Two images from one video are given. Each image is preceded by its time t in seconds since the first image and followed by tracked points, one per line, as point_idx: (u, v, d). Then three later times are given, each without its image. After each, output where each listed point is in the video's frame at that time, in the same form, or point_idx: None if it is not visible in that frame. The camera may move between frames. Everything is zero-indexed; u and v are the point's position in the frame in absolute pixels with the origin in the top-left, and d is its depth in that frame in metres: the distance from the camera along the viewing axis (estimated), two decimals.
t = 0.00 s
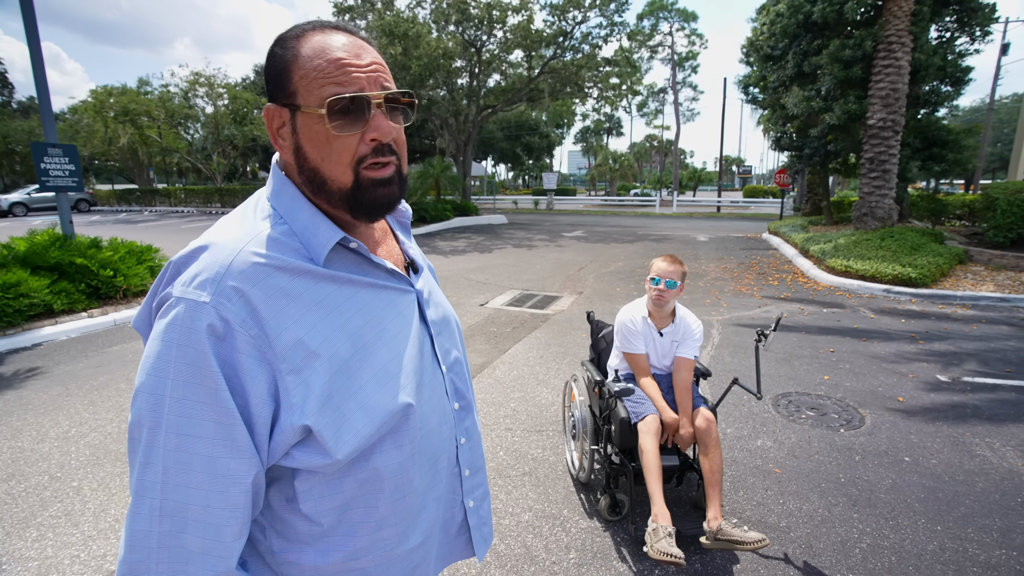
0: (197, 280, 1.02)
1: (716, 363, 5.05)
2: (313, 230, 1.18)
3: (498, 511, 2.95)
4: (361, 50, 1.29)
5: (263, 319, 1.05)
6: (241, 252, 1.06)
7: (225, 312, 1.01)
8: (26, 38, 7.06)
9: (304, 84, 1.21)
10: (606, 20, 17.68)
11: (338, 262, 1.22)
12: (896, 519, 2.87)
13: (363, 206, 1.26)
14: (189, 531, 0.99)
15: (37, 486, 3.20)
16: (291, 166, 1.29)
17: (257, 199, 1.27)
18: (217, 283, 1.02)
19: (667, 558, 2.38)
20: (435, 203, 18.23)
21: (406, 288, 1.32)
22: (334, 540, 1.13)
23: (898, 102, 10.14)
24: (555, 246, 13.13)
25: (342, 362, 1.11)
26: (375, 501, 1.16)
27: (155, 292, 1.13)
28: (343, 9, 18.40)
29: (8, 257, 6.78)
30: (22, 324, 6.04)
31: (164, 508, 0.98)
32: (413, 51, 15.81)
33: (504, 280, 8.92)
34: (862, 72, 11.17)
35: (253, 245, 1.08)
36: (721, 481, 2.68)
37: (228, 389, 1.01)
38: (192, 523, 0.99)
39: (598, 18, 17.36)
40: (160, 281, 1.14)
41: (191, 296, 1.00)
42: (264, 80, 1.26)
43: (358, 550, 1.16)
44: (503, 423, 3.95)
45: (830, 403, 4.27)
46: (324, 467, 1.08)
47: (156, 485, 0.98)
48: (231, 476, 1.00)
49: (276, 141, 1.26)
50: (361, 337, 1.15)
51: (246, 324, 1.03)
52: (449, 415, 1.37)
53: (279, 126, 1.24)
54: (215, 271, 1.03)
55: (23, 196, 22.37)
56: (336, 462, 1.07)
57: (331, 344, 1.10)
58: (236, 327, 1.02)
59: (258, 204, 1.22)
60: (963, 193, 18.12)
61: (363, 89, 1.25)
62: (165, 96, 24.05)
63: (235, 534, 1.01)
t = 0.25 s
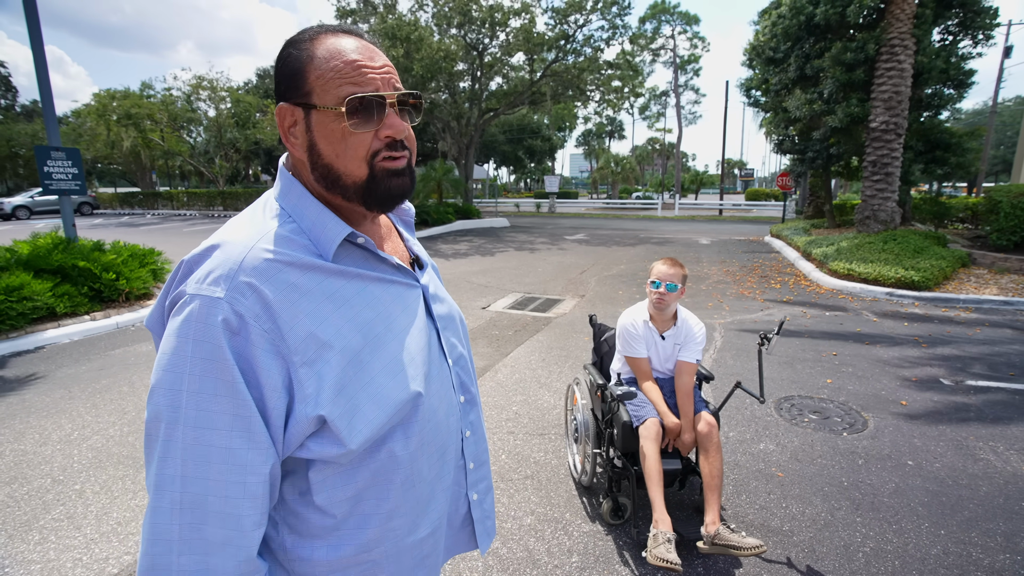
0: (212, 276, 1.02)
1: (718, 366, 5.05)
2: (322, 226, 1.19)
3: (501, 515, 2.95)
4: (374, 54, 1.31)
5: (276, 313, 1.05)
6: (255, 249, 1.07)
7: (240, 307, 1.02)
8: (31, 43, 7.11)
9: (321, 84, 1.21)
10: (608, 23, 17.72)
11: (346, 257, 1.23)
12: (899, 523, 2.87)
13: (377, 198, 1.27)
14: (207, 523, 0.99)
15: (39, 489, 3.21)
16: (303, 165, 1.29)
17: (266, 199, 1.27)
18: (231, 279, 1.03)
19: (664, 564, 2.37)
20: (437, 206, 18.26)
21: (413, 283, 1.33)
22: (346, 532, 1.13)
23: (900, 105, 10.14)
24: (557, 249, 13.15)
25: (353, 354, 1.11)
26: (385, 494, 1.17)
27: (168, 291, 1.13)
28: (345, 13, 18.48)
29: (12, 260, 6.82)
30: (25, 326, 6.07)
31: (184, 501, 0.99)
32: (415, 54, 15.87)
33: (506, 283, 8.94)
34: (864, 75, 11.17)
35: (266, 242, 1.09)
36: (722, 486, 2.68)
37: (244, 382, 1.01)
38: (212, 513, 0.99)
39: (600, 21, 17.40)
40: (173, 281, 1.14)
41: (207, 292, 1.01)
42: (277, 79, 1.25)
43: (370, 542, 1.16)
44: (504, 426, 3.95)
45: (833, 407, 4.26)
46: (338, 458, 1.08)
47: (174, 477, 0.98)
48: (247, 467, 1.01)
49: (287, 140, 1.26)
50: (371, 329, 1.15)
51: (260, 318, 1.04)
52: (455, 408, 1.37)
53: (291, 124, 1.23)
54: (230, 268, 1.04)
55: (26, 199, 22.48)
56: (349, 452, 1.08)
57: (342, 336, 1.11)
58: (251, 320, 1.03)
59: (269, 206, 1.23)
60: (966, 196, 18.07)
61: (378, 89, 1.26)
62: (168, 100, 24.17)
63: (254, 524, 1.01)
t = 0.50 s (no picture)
0: (214, 273, 1.02)
1: (717, 365, 5.05)
2: (321, 226, 1.18)
3: (500, 514, 2.94)
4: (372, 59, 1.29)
5: (277, 308, 1.05)
6: (257, 245, 1.07)
7: (242, 302, 1.02)
8: (31, 41, 7.10)
9: (314, 87, 1.22)
10: (607, 23, 17.72)
11: (346, 256, 1.22)
12: (898, 523, 2.86)
13: (362, 210, 1.25)
14: (208, 517, 0.98)
15: (38, 489, 3.20)
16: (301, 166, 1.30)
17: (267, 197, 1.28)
18: (233, 274, 1.02)
19: (667, 568, 2.37)
20: (436, 205, 18.25)
21: (412, 283, 1.32)
22: (345, 528, 1.13)
23: (900, 105, 10.13)
24: (557, 248, 13.14)
25: (354, 351, 1.11)
26: (384, 491, 1.16)
27: (170, 288, 1.13)
28: (345, 12, 18.46)
29: (10, 260, 6.80)
30: (24, 325, 6.06)
31: (186, 495, 0.98)
32: (415, 53, 15.84)
33: (505, 283, 8.93)
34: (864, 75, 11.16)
35: (267, 240, 1.09)
36: (722, 486, 2.67)
37: (245, 376, 1.01)
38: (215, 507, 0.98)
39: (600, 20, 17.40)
40: (176, 278, 1.14)
41: (210, 287, 1.00)
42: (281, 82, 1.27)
43: (370, 540, 1.15)
44: (504, 425, 3.94)
45: (832, 406, 4.26)
46: (337, 454, 1.08)
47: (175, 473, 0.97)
48: (248, 462, 1.00)
49: (287, 140, 1.27)
50: (370, 327, 1.15)
51: (261, 313, 1.03)
52: (454, 407, 1.37)
53: (292, 125, 1.25)
54: (232, 263, 1.03)
55: (25, 199, 22.46)
56: (348, 449, 1.07)
57: (342, 333, 1.10)
58: (252, 316, 1.02)
59: (270, 204, 1.23)
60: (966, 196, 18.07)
61: (369, 95, 1.24)
62: (168, 99, 24.15)
63: (257, 517, 1.00)
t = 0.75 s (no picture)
0: (211, 264, 1.03)
1: (717, 365, 5.05)
2: (323, 222, 1.18)
3: (500, 515, 2.94)
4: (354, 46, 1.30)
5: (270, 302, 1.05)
6: (254, 240, 1.07)
7: (235, 295, 1.02)
8: (28, 41, 7.08)
9: (305, 79, 1.22)
10: (607, 22, 17.71)
11: (347, 253, 1.22)
12: (897, 523, 2.86)
13: (367, 190, 1.25)
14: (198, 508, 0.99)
15: (37, 489, 3.20)
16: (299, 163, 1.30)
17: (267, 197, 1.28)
18: (228, 268, 1.03)
19: (664, 570, 2.36)
20: (435, 205, 18.23)
21: (412, 281, 1.32)
22: (337, 524, 1.13)
23: (899, 105, 10.14)
24: (556, 248, 13.14)
25: (349, 346, 1.11)
26: (378, 488, 1.16)
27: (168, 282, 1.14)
28: (344, 11, 18.44)
29: (9, 260, 6.79)
30: (22, 326, 6.05)
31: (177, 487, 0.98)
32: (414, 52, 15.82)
33: (505, 283, 8.93)
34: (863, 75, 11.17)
35: (264, 233, 1.09)
36: (722, 486, 2.67)
37: (232, 368, 1.01)
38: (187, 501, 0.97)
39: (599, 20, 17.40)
40: (175, 272, 1.15)
41: (205, 280, 1.01)
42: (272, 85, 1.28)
43: (362, 535, 1.15)
44: (503, 425, 3.94)
45: (831, 406, 4.26)
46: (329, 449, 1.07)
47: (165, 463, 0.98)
48: (237, 454, 1.00)
49: (284, 139, 1.27)
50: (366, 324, 1.15)
51: (254, 306, 1.04)
52: (453, 406, 1.36)
53: (287, 123, 1.26)
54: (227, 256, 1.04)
55: (24, 199, 22.42)
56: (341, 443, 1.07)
57: (336, 328, 1.10)
58: (245, 308, 1.03)
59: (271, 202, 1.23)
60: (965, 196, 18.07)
61: (357, 77, 1.25)
62: (167, 98, 24.11)
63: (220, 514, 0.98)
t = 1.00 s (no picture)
0: (203, 272, 1.03)
1: (717, 365, 5.05)
2: (316, 227, 1.17)
3: (499, 514, 2.94)
4: (373, 60, 1.28)
5: (263, 308, 1.04)
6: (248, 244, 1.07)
7: (227, 302, 1.02)
8: (29, 40, 7.08)
9: (313, 87, 1.22)
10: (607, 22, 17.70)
11: (341, 256, 1.21)
12: (898, 523, 2.86)
13: (355, 213, 1.24)
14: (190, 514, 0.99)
15: (37, 488, 3.20)
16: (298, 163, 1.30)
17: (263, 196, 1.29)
18: (220, 275, 1.03)
19: (663, 568, 2.36)
20: (436, 205, 18.22)
21: (410, 284, 1.31)
22: (333, 527, 1.13)
23: (900, 104, 10.13)
24: (556, 248, 13.13)
25: (345, 353, 1.10)
26: (374, 491, 1.15)
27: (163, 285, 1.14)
28: (344, 11, 18.42)
29: (9, 258, 6.80)
30: (22, 325, 6.05)
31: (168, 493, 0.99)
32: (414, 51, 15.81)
33: (505, 282, 8.93)
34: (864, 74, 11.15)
35: (258, 239, 1.08)
36: (722, 485, 2.67)
37: (223, 378, 1.01)
38: (176, 516, 0.97)
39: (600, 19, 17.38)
40: (170, 276, 1.15)
41: (196, 288, 1.01)
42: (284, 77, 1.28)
43: (359, 538, 1.15)
44: (503, 425, 3.94)
45: (832, 406, 4.26)
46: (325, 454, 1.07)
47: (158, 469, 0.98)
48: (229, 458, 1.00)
49: (286, 136, 1.28)
50: (364, 329, 1.14)
51: (246, 313, 1.03)
52: (452, 408, 1.36)
53: (290, 121, 1.26)
54: (220, 262, 1.03)
55: (24, 198, 22.43)
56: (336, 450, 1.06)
57: (331, 334, 1.09)
58: (237, 315, 1.02)
59: (265, 202, 1.24)
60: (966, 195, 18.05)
61: (366, 98, 1.24)
62: (167, 98, 24.10)
63: (204, 532, 0.98)
